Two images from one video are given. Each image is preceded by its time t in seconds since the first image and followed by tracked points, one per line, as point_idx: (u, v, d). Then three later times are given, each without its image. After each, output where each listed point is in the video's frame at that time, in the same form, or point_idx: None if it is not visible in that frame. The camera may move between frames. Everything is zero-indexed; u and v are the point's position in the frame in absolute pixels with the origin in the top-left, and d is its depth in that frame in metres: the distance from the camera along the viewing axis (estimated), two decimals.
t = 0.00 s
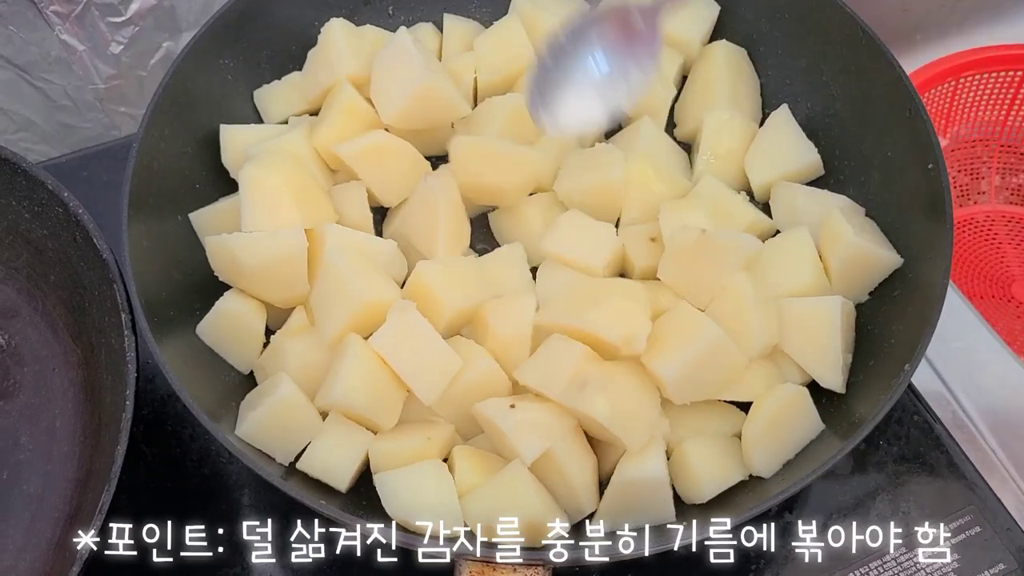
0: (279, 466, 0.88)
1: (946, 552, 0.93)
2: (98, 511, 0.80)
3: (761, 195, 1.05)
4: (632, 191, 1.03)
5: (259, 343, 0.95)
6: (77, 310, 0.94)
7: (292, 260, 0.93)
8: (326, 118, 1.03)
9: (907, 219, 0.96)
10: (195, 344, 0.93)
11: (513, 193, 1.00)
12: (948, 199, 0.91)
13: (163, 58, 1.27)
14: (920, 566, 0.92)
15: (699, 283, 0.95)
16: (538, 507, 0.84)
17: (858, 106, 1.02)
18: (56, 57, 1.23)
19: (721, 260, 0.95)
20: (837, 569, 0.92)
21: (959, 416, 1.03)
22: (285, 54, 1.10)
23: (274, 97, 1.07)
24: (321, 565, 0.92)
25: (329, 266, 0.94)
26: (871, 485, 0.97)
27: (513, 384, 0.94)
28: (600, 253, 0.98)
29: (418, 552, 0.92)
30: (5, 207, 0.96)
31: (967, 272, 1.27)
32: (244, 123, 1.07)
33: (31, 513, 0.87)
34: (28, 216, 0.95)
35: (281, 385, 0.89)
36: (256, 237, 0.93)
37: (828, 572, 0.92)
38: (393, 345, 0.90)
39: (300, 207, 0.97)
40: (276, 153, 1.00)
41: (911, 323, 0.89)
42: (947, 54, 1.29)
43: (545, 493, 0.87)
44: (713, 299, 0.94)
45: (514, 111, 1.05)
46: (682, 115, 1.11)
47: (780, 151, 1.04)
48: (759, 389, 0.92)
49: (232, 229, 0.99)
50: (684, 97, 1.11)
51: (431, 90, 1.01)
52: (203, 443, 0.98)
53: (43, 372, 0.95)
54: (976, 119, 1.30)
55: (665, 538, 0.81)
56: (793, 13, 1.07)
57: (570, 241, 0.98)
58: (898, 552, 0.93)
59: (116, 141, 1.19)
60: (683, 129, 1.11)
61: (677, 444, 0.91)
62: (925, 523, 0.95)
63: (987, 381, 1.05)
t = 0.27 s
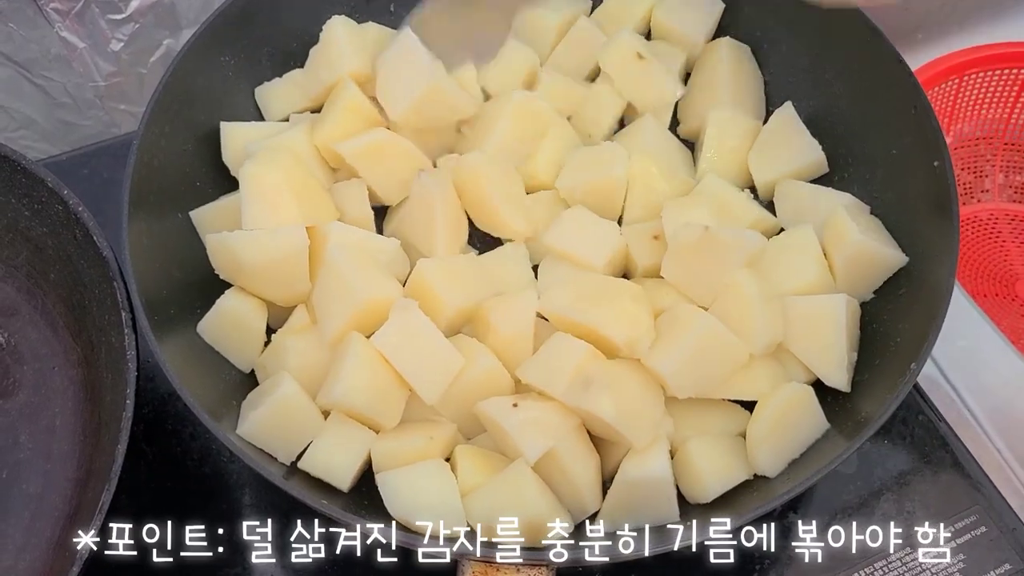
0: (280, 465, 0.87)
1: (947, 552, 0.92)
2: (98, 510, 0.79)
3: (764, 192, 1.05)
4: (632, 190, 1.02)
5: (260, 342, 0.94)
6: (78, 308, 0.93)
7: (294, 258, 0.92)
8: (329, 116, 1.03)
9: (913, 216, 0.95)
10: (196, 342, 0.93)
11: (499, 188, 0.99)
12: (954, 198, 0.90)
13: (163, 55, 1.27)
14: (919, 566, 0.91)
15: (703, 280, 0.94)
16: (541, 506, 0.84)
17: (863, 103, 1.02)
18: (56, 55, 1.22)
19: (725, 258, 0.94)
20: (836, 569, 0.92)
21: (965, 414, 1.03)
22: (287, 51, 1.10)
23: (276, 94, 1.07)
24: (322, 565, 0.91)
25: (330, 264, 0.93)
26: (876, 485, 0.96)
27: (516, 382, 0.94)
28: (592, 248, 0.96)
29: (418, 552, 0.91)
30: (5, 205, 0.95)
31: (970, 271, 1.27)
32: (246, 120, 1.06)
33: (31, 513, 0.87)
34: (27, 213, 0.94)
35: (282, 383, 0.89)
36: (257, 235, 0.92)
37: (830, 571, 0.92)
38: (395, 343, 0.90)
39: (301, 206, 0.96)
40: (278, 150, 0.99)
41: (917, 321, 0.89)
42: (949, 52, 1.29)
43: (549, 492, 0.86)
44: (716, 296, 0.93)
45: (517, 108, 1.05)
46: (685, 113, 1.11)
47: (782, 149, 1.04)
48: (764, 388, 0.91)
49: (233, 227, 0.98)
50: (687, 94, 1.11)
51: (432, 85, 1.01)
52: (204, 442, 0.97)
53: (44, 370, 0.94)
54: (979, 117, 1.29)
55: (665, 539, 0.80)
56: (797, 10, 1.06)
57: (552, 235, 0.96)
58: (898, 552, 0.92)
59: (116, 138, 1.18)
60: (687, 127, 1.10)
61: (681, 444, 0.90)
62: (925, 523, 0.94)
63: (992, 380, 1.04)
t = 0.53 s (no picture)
0: (285, 464, 0.87)
1: (946, 551, 0.92)
2: (101, 509, 0.79)
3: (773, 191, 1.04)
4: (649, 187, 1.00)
5: (263, 338, 0.94)
6: (80, 306, 0.93)
7: (299, 254, 0.92)
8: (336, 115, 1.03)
9: (919, 214, 0.95)
10: (199, 339, 0.92)
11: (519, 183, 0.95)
12: (960, 196, 0.90)
13: (165, 53, 1.26)
14: (917, 565, 0.91)
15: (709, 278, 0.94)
16: (546, 505, 0.84)
17: (869, 101, 1.01)
18: (58, 53, 1.22)
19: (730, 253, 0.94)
20: (835, 570, 0.91)
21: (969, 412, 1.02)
22: (290, 48, 1.09)
23: (280, 92, 1.07)
24: (322, 565, 0.91)
25: (337, 262, 0.93)
26: (881, 484, 0.96)
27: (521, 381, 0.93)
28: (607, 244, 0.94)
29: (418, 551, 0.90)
30: (7, 203, 0.95)
31: (975, 269, 1.27)
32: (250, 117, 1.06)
33: (33, 511, 0.86)
34: (30, 211, 0.94)
35: (287, 379, 0.89)
36: (262, 231, 0.92)
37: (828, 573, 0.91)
38: (399, 341, 0.89)
39: (306, 202, 0.96)
40: (284, 147, 0.99)
41: (924, 320, 0.88)
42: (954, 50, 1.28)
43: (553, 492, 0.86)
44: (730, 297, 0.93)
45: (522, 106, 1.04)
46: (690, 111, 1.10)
47: (787, 145, 1.03)
48: (774, 386, 0.91)
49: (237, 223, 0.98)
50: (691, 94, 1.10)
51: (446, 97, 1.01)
52: (207, 441, 0.97)
53: (46, 368, 0.94)
54: (983, 115, 1.29)
55: (664, 540, 0.80)
56: (802, 8, 1.05)
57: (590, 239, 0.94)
58: (896, 552, 0.92)
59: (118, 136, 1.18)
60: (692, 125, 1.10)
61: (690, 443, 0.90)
62: (925, 523, 0.93)
63: (998, 379, 1.03)
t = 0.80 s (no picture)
0: (292, 462, 0.87)
1: (946, 552, 0.92)
2: (108, 507, 0.79)
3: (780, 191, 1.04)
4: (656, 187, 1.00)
5: (269, 336, 0.94)
6: (87, 304, 0.93)
7: (305, 253, 0.92)
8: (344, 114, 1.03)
9: (925, 213, 0.95)
10: (205, 338, 0.92)
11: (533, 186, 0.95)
12: (967, 195, 0.90)
13: (170, 52, 1.26)
14: (918, 566, 0.91)
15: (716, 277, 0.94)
16: (552, 504, 0.83)
17: (875, 100, 1.01)
18: (63, 51, 1.22)
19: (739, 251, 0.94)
20: (836, 571, 0.91)
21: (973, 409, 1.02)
22: (296, 47, 1.09)
23: (287, 91, 1.07)
24: (321, 565, 0.91)
25: (343, 260, 0.93)
26: (887, 483, 0.96)
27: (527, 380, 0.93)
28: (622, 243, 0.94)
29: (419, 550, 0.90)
30: (13, 201, 0.95)
31: (979, 269, 1.27)
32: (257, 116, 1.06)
33: (40, 509, 0.86)
34: (36, 209, 0.94)
35: (294, 377, 0.88)
36: (269, 229, 0.92)
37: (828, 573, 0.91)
38: (406, 340, 0.89)
39: (312, 200, 0.96)
40: (290, 145, 0.99)
41: (930, 319, 0.88)
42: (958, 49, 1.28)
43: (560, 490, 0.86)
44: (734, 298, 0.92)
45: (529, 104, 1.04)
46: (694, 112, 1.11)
47: (797, 140, 1.03)
48: (781, 384, 0.91)
49: (243, 221, 0.98)
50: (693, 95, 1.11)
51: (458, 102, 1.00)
52: (213, 439, 0.97)
53: (53, 366, 0.94)
54: (987, 115, 1.29)
55: (664, 539, 0.80)
56: (808, 7, 1.05)
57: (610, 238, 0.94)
58: (897, 552, 0.92)
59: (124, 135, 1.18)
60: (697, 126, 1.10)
61: (696, 442, 0.90)
62: (925, 523, 0.93)
63: (1003, 378, 1.03)
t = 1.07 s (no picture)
0: (293, 461, 0.87)
1: (945, 552, 0.92)
2: (110, 506, 0.79)
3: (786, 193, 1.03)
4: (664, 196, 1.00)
5: (270, 336, 0.94)
6: (88, 304, 0.93)
7: (305, 252, 0.92)
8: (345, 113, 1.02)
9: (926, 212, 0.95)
10: (207, 337, 0.92)
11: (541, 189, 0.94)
12: (968, 194, 0.90)
13: (171, 51, 1.26)
14: (919, 565, 0.91)
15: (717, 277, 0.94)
16: (554, 503, 0.84)
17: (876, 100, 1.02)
18: (64, 51, 1.21)
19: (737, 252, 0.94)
20: (836, 571, 0.92)
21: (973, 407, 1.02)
22: (297, 47, 1.09)
23: (289, 92, 1.07)
24: (321, 565, 0.91)
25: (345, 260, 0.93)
26: (888, 482, 0.96)
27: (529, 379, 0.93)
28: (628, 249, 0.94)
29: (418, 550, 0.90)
30: (15, 201, 0.95)
31: (980, 268, 1.27)
32: (258, 116, 1.06)
33: (42, 508, 0.86)
34: (37, 209, 0.94)
35: (295, 375, 0.89)
36: (270, 228, 0.92)
37: (828, 573, 0.91)
38: (408, 339, 0.89)
39: (313, 198, 0.96)
40: (292, 145, 0.99)
41: (932, 319, 0.89)
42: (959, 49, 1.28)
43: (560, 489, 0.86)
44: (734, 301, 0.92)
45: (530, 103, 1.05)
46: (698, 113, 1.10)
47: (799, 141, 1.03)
48: (780, 387, 0.91)
49: (245, 219, 0.98)
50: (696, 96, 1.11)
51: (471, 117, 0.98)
52: (214, 439, 0.97)
53: (55, 366, 0.94)
54: (988, 114, 1.29)
55: (663, 539, 0.80)
56: (809, 6, 1.06)
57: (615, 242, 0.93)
58: (897, 551, 0.92)
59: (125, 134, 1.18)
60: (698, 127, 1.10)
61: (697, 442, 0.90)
62: (925, 522, 0.93)
63: (1004, 377, 1.04)
